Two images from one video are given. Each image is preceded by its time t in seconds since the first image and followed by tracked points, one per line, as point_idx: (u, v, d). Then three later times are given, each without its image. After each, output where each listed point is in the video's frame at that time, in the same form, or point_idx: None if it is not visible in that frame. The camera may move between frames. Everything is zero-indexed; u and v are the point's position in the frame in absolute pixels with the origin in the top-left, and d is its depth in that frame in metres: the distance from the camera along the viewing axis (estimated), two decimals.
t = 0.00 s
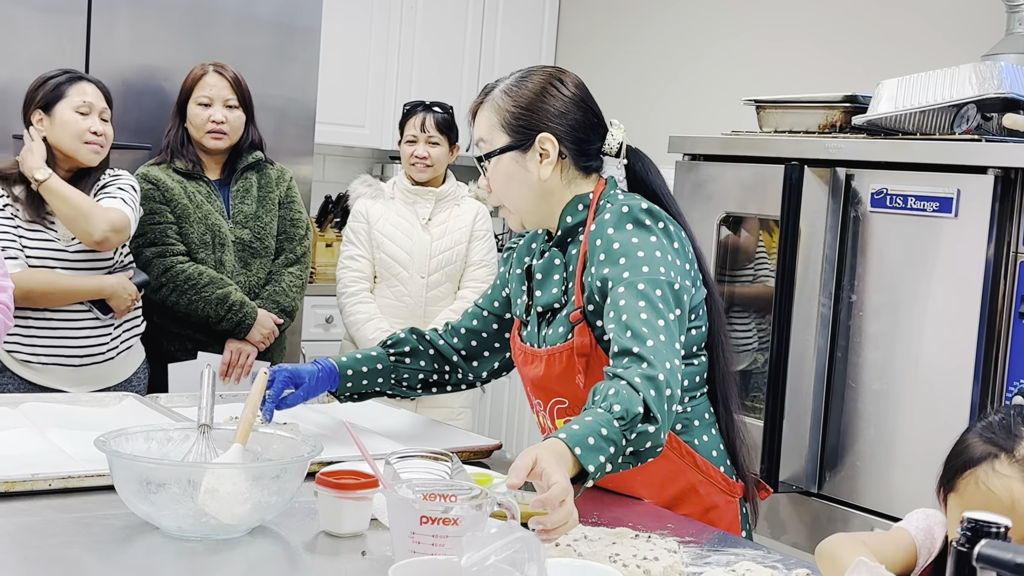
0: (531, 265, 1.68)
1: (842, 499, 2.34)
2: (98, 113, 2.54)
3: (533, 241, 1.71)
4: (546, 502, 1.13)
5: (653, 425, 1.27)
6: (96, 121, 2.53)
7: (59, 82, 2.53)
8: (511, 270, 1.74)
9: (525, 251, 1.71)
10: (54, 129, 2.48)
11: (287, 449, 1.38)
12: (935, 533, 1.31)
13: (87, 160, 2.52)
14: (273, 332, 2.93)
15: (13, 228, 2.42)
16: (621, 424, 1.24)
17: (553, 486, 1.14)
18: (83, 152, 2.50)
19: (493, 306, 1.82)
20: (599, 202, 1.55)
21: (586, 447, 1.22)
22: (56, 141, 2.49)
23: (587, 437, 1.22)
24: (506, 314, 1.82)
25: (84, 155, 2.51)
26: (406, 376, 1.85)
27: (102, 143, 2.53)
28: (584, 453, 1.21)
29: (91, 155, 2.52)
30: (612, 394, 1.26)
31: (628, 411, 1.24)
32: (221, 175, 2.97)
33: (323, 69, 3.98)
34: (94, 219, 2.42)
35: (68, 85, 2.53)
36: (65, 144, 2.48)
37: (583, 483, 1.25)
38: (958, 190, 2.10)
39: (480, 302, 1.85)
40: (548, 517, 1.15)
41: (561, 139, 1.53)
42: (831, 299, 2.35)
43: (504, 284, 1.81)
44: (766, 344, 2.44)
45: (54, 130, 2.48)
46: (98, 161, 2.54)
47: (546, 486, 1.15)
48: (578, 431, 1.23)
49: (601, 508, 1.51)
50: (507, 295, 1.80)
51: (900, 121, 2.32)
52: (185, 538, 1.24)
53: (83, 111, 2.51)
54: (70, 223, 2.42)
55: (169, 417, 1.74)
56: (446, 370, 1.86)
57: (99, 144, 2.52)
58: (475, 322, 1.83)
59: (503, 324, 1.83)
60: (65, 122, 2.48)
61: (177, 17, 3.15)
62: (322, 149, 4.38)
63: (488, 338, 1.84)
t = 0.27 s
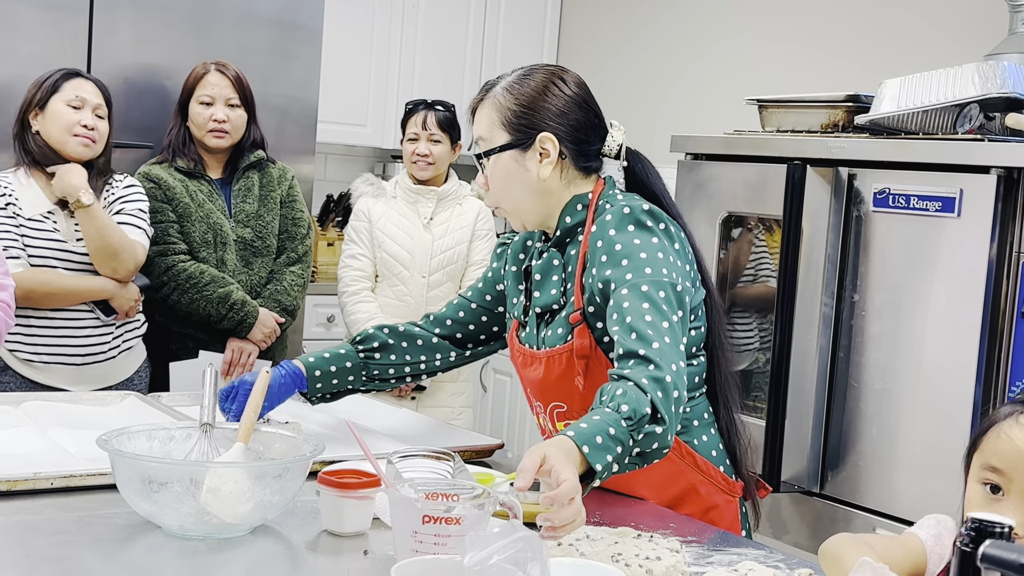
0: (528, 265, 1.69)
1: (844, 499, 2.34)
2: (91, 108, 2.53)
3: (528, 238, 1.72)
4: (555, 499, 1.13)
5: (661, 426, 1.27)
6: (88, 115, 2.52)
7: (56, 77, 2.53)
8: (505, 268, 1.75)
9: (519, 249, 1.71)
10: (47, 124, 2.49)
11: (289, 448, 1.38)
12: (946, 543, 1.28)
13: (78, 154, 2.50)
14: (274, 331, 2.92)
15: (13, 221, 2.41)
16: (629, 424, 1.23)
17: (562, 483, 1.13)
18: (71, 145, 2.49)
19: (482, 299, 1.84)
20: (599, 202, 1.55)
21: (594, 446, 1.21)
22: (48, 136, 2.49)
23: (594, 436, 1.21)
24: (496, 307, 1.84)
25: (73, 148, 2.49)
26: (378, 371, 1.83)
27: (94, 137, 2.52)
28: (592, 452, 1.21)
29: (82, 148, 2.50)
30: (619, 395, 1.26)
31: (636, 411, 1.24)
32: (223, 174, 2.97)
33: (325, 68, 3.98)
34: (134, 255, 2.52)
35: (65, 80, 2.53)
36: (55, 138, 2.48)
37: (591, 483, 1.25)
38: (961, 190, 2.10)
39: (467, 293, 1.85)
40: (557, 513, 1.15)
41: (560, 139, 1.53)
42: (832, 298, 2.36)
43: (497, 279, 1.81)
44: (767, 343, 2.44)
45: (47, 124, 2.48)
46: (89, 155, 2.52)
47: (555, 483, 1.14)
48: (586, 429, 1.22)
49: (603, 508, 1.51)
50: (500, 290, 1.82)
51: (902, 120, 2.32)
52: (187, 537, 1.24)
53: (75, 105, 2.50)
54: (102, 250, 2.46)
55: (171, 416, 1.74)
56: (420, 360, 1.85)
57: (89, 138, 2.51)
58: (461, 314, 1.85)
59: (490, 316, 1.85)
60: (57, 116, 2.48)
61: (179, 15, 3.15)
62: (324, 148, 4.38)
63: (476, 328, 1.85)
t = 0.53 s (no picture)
0: (530, 266, 1.69)
1: (845, 498, 2.34)
2: (91, 108, 2.54)
3: (528, 237, 1.72)
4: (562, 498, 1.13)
5: (666, 428, 1.27)
6: (88, 115, 2.52)
7: (60, 75, 2.54)
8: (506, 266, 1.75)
9: (519, 247, 1.72)
10: (46, 122, 2.48)
11: (291, 447, 1.38)
12: (946, 546, 1.27)
13: (79, 151, 2.48)
14: (276, 330, 2.93)
15: (14, 219, 2.41)
16: (635, 425, 1.23)
17: (568, 481, 1.14)
18: (69, 143, 2.47)
19: (482, 297, 1.83)
20: (601, 202, 1.55)
21: (600, 446, 1.21)
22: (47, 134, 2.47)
23: (601, 435, 1.21)
24: (495, 305, 1.84)
25: (71, 147, 2.48)
26: (377, 376, 1.84)
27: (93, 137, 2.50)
28: (597, 452, 1.20)
29: (81, 147, 2.48)
30: (625, 396, 1.26)
31: (642, 412, 1.24)
32: (225, 173, 2.97)
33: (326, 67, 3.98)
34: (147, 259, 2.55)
35: (68, 79, 2.54)
36: (54, 136, 2.47)
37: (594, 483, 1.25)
38: (964, 189, 2.10)
39: (464, 291, 1.85)
40: (561, 511, 1.15)
41: (562, 139, 1.53)
42: (834, 297, 2.36)
43: (497, 276, 1.81)
44: (768, 342, 2.44)
45: (46, 121, 2.48)
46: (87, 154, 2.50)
47: (561, 480, 1.15)
48: (593, 429, 1.22)
49: (604, 507, 1.51)
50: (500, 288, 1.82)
51: (905, 119, 2.31)
52: (189, 536, 1.24)
53: (75, 104, 2.51)
54: (118, 249, 2.49)
55: (173, 414, 1.74)
56: (419, 364, 1.85)
57: (87, 137, 2.49)
58: (460, 312, 1.84)
59: (488, 314, 1.85)
60: (56, 114, 2.48)
61: (181, 14, 3.15)
62: (325, 147, 4.38)
63: (474, 328, 1.85)
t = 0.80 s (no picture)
0: (531, 264, 1.69)
1: (846, 497, 2.34)
2: (95, 111, 2.54)
3: (530, 236, 1.72)
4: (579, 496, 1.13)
5: (677, 428, 1.27)
6: (92, 118, 2.53)
7: (68, 74, 2.53)
8: (507, 266, 1.75)
9: (521, 247, 1.72)
10: (49, 122, 2.48)
11: (292, 446, 1.38)
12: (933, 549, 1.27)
13: (79, 156, 2.50)
14: (278, 329, 2.93)
15: (15, 218, 2.40)
16: (647, 427, 1.23)
17: (586, 480, 1.13)
18: (72, 148, 2.49)
19: (485, 297, 1.84)
20: (603, 202, 1.56)
21: (613, 446, 1.21)
22: (50, 134, 2.48)
23: (614, 436, 1.21)
24: (498, 305, 1.84)
25: (73, 151, 2.49)
26: (384, 357, 1.85)
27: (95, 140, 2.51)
28: (611, 452, 1.20)
29: (83, 152, 2.50)
30: (637, 396, 1.26)
31: (654, 413, 1.24)
32: (226, 172, 2.97)
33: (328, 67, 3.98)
34: (149, 257, 2.56)
35: (75, 80, 2.53)
36: (57, 138, 2.48)
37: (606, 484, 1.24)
38: (964, 189, 2.10)
39: (469, 291, 1.86)
40: (579, 511, 1.15)
41: (568, 137, 1.53)
42: (835, 297, 2.36)
43: (498, 277, 1.81)
44: (769, 341, 2.44)
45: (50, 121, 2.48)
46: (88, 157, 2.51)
47: (578, 481, 1.14)
48: (606, 429, 1.22)
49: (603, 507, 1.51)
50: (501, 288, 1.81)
51: (905, 119, 2.31)
52: (190, 534, 1.24)
53: (80, 107, 2.51)
54: (122, 247, 2.50)
55: (174, 413, 1.74)
56: (427, 352, 1.85)
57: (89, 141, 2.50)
58: (464, 311, 1.85)
59: (493, 314, 1.85)
60: (61, 117, 2.48)
61: (183, 13, 3.15)
62: (326, 146, 4.38)
63: (479, 326, 1.86)
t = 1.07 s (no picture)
0: (538, 259, 1.70)
1: (846, 496, 2.34)
2: (98, 113, 2.54)
3: (539, 232, 1.72)
4: (570, 492, 1.13)
5: (673, 425, 1.28)
6: (95, 120, 2.52)
7: (73, 75, 2.53)
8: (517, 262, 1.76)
9: (531, 244, 1.72)
10: (51, 122, 2.49)
11: (292, 444, 1.38)
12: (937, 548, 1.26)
13: (79, 157, 2.50)
14: (278, 327, 2.92)
15: (14, 216, 2.41)
16: (643, 422, 1.24)
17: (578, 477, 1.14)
18: (72, 149, 2.49)
19: (495, 294, 1.84)
20: (612, 197, 1.55)
21: (607, 441, 1.21)
22: (52, 133, 2.48)
23: (608, 431, 1.21)
24: (508, 302, 1.84)
25: (73, 152, 2.49)
26: (396, 362, 1.85)
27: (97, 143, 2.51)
28: (604, 446, 1.21)
29: (83, 154, 2.50)
30: (633, 391, 1.26)
31: (650, 409, 1.24)
32: (227, 171, 2.97)
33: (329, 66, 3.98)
34: (149, 254, 2.55)
35: (79, 81, 2.53)
36: (58, 138, 2.48)
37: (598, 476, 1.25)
38: (965, 187, 2.10)
39: (479, 289, 1.86)
40: (569, 507, 1.16)
41: (580, 128, 1.53)
42: (836, 296, 2.36)
43: (508, 274, 1.82)
44: (769, 340, 2.44)
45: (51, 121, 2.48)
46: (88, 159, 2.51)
47: (569, 476, 1.15)
48: (601, 423, 1.22)
49: (603, 505, 1.51)
50: (510, 285, 1.82)
51: (906, 117, 2.31)
52: (191, 532, 1.24)
53: (84, 109, 2.51)
54: (118, 244, 2.50)
55: (175, 411, 1.74)
56: (438, 355, 1.86)
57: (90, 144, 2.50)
58: (474, 309, 1.85)
59: (503, 313, 1.85)
60: (63, 118, 2.48)
61: (184, 12, 3.15)
62: (327, 145, 4.38)
63: (488, 325, 1.86)
